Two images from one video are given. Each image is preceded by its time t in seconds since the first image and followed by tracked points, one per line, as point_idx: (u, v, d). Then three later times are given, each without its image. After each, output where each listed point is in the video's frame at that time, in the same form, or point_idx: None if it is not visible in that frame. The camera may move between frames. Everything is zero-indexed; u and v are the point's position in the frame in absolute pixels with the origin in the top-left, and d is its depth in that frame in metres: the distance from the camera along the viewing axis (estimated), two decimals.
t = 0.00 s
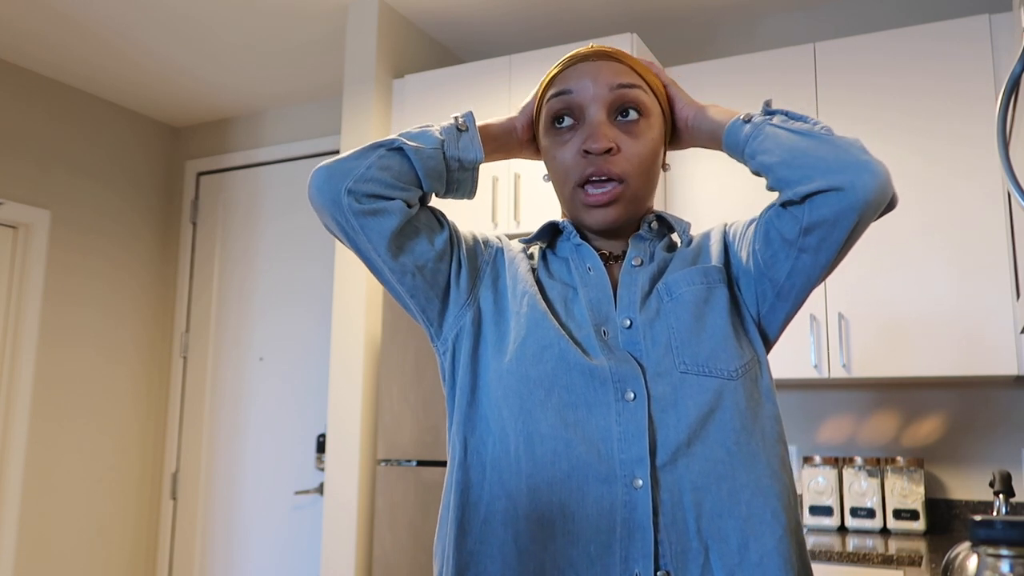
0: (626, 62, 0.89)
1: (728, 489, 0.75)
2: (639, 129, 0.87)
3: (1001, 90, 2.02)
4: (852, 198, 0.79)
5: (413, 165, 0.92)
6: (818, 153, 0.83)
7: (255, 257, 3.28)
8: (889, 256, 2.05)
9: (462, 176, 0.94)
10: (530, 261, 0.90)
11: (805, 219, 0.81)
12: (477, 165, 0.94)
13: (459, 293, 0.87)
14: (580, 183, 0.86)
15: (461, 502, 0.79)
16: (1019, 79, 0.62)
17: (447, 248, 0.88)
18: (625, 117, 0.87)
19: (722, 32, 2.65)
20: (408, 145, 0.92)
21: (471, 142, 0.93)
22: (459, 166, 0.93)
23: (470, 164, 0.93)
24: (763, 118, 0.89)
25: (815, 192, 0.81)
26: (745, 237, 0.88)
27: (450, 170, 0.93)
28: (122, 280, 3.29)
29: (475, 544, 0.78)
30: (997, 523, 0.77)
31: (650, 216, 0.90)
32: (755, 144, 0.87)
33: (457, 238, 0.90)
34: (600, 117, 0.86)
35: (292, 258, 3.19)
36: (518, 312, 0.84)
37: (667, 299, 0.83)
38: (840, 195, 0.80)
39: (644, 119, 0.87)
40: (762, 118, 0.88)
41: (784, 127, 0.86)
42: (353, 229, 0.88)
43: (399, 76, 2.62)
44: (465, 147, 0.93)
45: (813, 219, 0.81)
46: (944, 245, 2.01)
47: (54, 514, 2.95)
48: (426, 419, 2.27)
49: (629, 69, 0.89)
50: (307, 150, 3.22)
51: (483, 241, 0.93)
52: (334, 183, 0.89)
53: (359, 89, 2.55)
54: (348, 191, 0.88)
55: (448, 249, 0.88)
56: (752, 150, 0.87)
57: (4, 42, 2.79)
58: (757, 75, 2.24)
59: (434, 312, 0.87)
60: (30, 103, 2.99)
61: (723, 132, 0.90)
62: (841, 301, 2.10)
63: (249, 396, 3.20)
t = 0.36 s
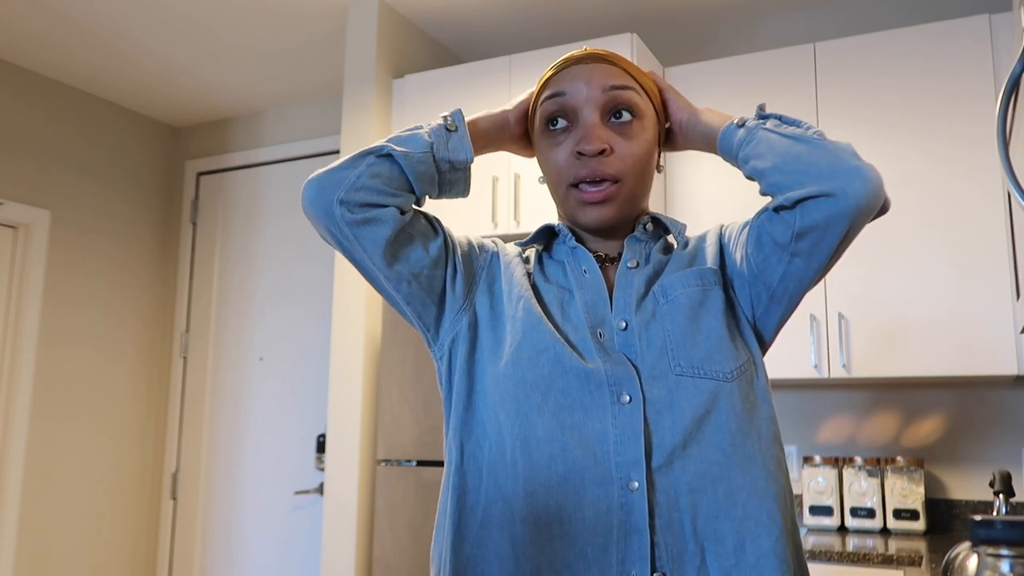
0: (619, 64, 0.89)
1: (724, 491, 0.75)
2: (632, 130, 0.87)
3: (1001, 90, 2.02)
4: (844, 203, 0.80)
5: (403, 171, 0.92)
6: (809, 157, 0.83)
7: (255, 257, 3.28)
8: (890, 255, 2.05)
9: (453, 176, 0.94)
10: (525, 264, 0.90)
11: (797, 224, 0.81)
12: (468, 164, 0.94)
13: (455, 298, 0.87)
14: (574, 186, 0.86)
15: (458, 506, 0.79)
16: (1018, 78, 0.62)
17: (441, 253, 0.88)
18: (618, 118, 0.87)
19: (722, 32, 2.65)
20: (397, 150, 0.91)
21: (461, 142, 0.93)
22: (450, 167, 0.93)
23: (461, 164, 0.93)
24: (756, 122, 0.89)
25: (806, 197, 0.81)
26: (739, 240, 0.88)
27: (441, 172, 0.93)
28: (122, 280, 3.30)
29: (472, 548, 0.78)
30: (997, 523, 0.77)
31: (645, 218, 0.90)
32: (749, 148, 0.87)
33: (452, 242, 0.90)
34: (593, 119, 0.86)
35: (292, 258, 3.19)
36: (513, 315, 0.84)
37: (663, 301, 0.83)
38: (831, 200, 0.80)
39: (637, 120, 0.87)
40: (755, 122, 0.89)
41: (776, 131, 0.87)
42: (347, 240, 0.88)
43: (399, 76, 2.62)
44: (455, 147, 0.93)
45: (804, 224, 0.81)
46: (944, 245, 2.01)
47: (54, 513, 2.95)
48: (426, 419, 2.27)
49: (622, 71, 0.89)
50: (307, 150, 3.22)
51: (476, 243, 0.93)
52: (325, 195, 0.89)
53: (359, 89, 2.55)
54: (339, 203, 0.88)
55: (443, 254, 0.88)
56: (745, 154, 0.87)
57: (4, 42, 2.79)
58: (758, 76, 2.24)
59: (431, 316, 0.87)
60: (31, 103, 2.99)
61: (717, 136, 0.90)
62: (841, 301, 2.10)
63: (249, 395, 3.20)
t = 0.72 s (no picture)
0: (622, 67, 0.89)
1: (719, 499, 0.76)
2: (634, 134, 0.87)
3: (1001, 90, 2.01)
4: (841, 235, 0.79)
5: (388, 186, 0.89)
6: (812, 180, 0.82)
7: (255, 257, 3.28)
8: (889, 255, 2.05)
9: (440, 187, 0.92)
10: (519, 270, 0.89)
11: (793, 250, 0.81)
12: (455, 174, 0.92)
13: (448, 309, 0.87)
14: (575, 188, 0.86)
15: (453, 516, 0.80)
16: (1019, 78, 0.61)
17: (432, 267, 0.87)
18: (620, 121, 0.87)
19: (722, 32, 2.65)
20: (381, 166, 0.89)
21: (446, 151, 0.91)
22: (436, 178, 0.91)
23: (447, 175, 0.91)
24: (764, 129, 0.87)
25: (806, 224, 0.80)
26: (737, 248, 0.88)
27: (427, 184, 0.91)
28: (122, 280, 3.30)
29: (468, 556, 0.78)
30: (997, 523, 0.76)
31: (640, 219, 0.89)
32: (753, 157, 0.86)
33: (443, 254, 0.89)
34: (597, 122, 0.86)
35: (292, 259, 3.19)
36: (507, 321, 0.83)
37: (660, 308, 0.83)
38: (830, 232, 0.79)
39: (639, 124, 0.88)
40: (762, 130, 0.87)
41: (781, 144, 0.85)
42: (337, 262, 0.86)
43: (399, 76, 2.62)
44: (440, 158, 0.91)
45: (801, 251, 0.80)
46: (944, 244, 2.01)
47: (54, 513, 2.95)
48: (426, 419, 2.27)
49: (625, 74, 0.89)
50: (308, 150, 3.22)
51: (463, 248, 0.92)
52: (312, 220, 0.87)
53: (359, 89, 2.55)
54: (327, 226, 0.86)
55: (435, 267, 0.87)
56: (748, 162, 0.86)
57: (4, 42, 2.79)
58: (757, 76, 2.24)
59: (424, 328, 0.87)
60: (31, 103, 2.99)
61: (723, 137, 0.89)
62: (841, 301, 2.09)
63: (249, 395, 3.21)
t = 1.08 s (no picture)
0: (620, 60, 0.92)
1: (691, 541, 0.74)
2: (634, 122, 0.89)
3: (1001, 90, 2.02)
4: (809, 476, 0.76)
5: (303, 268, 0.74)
6: (839, 442, 0.72)
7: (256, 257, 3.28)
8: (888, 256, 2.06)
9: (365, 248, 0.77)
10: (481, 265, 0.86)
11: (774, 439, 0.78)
12: (382, 231, 0.77)
13: (395, 346, 0.82)
14: (585, 162, 0.84)
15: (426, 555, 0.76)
16: (1019, 78, 0.62)
17: (372, 319, 0.80)
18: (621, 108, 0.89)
19: (722, 32, 2.65)
20: (290, 254, 0.73)
21: (366, 213, 0.76)
22: (360, 244, 0.75)
23: (372, 238, 0.76)
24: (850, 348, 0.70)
25: (795, 447, 0.75)
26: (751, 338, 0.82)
27: (350, 251, 0.76)
28: (122, 280, 3.29)
29: None
30: (997, 524, 0.76)
31: (611, 220, 0.88)
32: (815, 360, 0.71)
33: (382, 295, 0.81)
34: (606, 102, 0.87)
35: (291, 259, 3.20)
36: (470, 345, 0.78)
37: (652, 333, 0.79)
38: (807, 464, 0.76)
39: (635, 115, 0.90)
40: (847, 355, 0.70)
41: (849, 379, 0.70)
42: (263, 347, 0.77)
43: (399, 76, 2.62)
44: (357, 223, 0.75)
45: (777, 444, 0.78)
46: (944, 244, 2.01)
47: (54, 513, 2.95)
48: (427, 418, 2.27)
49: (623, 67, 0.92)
50: (308, 150, 3.22)
51: (395, 265, 0.84)
52: (225, 316, 0.75)
53: (359, 89, 2.55)
54: (245, 326, 0.74)
55: (376, 319, 0.80)
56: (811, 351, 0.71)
57: (3, 42, 2.79)
58: (758, 76, 2.24)
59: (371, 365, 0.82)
60: (30, 103, 2.99)
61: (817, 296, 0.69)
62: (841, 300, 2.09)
63: (249, 395, 3.20)
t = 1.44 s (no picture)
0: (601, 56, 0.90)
1: None
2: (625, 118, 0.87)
3: (1001, 90, 2.02)
4: None
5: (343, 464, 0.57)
6: None
7: (256, 258, 3.28)
8: (887, 256, 2.06)
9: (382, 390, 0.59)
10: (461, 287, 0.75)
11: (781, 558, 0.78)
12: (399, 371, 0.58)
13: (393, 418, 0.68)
14: (619, 140, 0.79)
15: None
16: (1019, 79, 0.62)
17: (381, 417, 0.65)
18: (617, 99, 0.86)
19: (722, 32, 2.65)
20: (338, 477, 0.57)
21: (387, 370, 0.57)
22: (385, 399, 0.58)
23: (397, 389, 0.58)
24: None
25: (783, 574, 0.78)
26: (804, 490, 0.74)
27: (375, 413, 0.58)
28: (122, 280, 3.29)
29: None
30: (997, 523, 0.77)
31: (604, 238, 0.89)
32: None
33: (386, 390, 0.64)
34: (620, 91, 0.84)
35: (291, 259, 3.20)
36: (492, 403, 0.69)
37: (643, 377, 0.85)
38: None
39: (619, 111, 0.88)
40: None
41: None
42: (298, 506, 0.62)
43: (398, 76, 2.62)
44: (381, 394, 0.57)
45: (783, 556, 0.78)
46: (944, 245, 2.01)
47: (55, 513, 2.95)
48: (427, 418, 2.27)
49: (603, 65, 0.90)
50: (307, 151, 3.22)
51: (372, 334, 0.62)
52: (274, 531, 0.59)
53: (359, 90, 2.54)
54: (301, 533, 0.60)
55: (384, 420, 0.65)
56: None
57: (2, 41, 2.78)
58: (758, 78, 2.24)
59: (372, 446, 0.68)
60: (29, 103, 2.98)
61: None
62: (842, 300, 2.09)
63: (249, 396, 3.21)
